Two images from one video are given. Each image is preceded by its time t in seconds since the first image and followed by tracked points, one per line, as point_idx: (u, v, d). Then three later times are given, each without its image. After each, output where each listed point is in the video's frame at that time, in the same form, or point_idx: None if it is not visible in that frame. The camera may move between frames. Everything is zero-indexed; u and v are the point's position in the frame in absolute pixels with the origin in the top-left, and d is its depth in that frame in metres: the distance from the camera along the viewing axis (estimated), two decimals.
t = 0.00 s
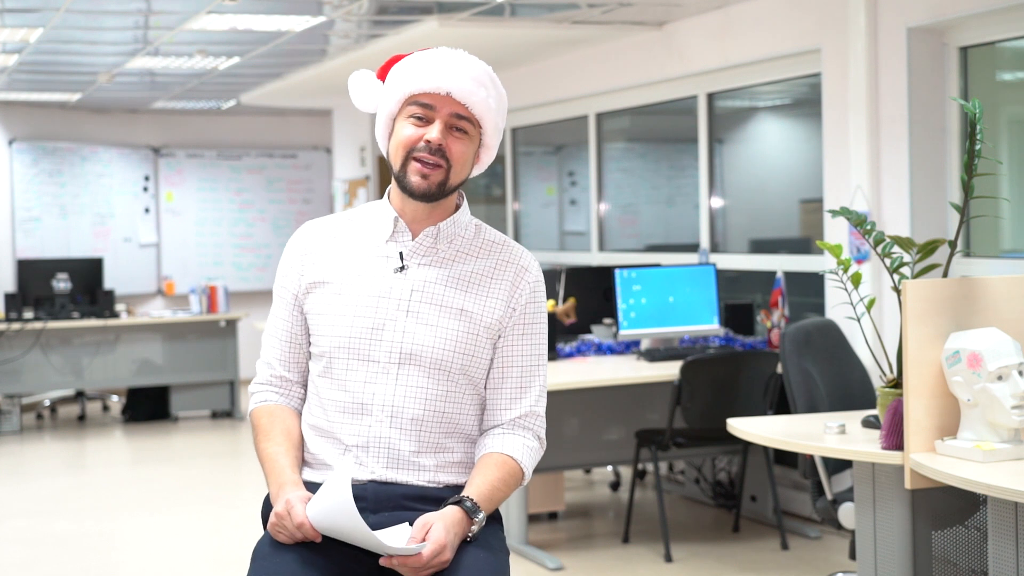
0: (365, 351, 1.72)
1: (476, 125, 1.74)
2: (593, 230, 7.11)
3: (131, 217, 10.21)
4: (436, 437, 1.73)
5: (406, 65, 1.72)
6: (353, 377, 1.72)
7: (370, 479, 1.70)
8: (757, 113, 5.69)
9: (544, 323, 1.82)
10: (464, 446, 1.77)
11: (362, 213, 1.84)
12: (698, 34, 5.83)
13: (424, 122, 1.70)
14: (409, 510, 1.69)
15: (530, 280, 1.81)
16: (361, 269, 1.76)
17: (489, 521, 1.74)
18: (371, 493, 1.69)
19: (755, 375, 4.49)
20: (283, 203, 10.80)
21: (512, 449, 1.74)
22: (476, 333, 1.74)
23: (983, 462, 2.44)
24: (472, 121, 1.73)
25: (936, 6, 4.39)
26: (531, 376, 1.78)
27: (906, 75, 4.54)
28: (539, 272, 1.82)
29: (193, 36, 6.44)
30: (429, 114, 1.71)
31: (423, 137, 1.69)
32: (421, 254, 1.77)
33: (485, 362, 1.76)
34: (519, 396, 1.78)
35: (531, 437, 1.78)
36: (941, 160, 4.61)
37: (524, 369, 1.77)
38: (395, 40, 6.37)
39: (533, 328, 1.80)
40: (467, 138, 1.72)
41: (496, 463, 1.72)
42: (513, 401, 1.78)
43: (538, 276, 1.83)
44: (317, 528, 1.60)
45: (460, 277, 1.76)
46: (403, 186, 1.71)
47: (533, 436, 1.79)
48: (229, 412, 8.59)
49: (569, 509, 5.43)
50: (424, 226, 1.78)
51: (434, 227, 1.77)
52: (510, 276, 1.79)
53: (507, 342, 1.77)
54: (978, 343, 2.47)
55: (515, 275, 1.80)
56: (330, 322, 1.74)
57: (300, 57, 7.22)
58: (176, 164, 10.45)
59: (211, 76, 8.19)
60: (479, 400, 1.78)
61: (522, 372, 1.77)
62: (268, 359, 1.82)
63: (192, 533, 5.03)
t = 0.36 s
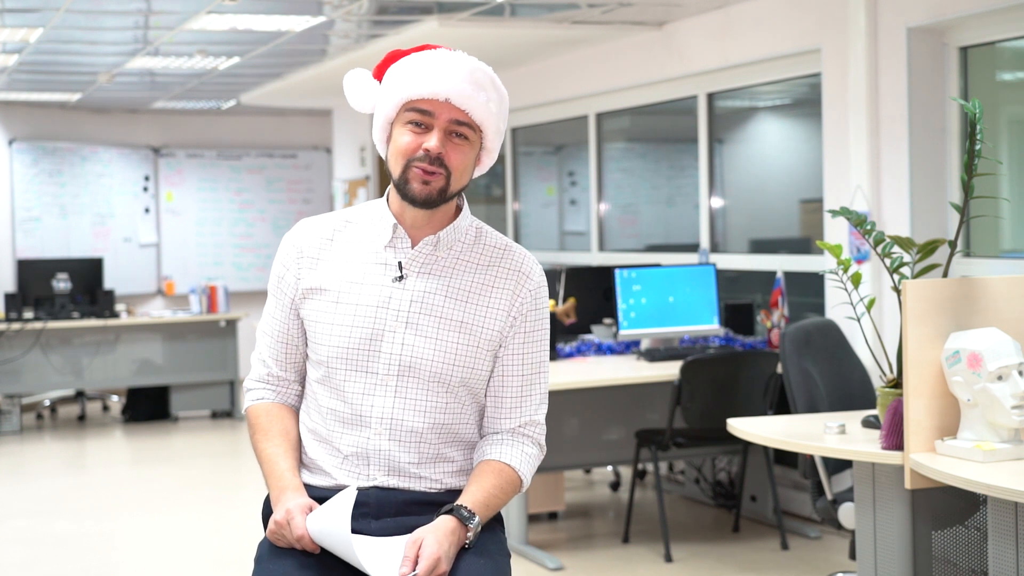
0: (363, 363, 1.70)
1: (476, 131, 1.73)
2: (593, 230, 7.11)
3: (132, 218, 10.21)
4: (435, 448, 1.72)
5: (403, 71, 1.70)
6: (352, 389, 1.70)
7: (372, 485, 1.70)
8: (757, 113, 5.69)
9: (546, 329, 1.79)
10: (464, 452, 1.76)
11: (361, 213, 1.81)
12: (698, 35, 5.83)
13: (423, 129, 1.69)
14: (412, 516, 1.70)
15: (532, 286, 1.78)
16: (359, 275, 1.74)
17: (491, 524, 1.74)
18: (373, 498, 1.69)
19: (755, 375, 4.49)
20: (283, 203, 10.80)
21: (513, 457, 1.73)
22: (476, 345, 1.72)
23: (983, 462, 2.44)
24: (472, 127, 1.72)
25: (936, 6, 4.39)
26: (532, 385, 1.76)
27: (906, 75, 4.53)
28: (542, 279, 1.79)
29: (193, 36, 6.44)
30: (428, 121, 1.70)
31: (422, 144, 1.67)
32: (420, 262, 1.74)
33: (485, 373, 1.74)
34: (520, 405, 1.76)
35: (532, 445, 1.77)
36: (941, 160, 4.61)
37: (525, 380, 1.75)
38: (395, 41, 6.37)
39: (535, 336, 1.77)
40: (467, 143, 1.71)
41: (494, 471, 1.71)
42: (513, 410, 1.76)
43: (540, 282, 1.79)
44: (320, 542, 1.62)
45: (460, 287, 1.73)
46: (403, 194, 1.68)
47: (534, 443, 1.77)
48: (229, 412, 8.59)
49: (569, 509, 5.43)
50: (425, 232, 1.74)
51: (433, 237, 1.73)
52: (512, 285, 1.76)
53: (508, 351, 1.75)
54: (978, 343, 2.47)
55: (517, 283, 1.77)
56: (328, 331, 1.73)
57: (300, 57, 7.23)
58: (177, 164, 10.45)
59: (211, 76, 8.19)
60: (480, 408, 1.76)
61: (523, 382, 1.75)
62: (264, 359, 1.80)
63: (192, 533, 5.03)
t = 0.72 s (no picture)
0: (362, 371, 1.70)
1: (475, 140, 1.72)
2: (593, 230, 7.11)
3: (131, 218, 10.21)
4: (434, 454, 1.72)
5: (397, 82, 1.69)
6: (351, 397, 1.70)
7: (373, 489, 1.71)
8: (757, 113, 5.69)
9: (546, 334, 1.78)
10: (463, 456, 1.77)
11: (359, 216, 1.80)
12: (698, 35, 5.83)
13: (419, 143, 1.68)
14: (413, 519, 1.70)
15: (531, 291, 1.77)
16: (357, 282, 1.74)
17: (492, 525, 1.74)
18: (374, 501, 1.69)
19: (755, 376, 4.49)
20: (283, 203, 10.80)
21: (512, 462, 1.73)
22: (476, 354, 1.71)
23: (983, 462, 2.44)
24: (470, 137, 1.71)
25: (936, 6, 4.39)
26: (532, 390, 1.76)
27: (906, 75, 4.53)
28: (543, 285, 1.78)
29: (193, 36, 6.44)
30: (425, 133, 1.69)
31: (419, 159, 1.67)
32: (420, 270, 1.73)
33: (485, 379, 1.74)
34: (519, 410, 1.76)
35: (532, 449, 1.77)
36: (941, 160, 4.62)
37: (524, 386, 1.75)
38: (395, 40, 6.36)
39: (534, 341, 1.76)
40: (465, 154, 1.71)
41: (493, 476, 1.71)
42: (513, 415, 1.75)
43: (541, 286, 1.78)
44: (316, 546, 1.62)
45: (459, 294, 1.73)
46: (401, 208, 1.68)
47: (534, 447, 1.77)
48: (229, 412, 8.59)
49: (569, 509, 5.43)
50: (425, 241, 1.73)
51: (431, 245, 1.73)
52: (512, 291, 1.75)
53: (508, 358, 1.74)
54: (978, 343, 2.47)
55: (516, 288, 1.76)
56: (327, 339, 1.72)
57: (300, 57, 7.23)
58: (176, 164, 10.45)
59: (211, 76, 8.19)
60: (480, 413, 1.76)
61: (522, 388, 1.75)
62: (261, 360, 1.80)
63: (192, 533, 5.03)
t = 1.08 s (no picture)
0: (362, 373, 1.70)
1: (471, 142, 1.72)
2: (593, 230, 7.11)
3: (132, 218, 10.21)
4: (434, 456, 1.72)
5: (393, 84, 1.69)
6: (350, 399, 1.70)
7: (373, 489, 1.71)
8: (757, 113, 5.69)
9: (546, 335, 1.78)
10: (463, 457, 1.77)
11: (359, 217, 1.80)
12: (698, 34, 5.83)
13: (416, 145, 1.68)
14: (413, 519, 1.70)
15: (532, 293, 1.77)
16: (357, 284, 1.74)
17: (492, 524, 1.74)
18: (374, 501, 1.69)
19: (755, 375, 4.49)
20: (283, 203, 10.81)
21: (512, 463, 1.73)
22: (475, 355, 1.71)
23: (983, 462, 2.44)
24: (467, 139, 1.71)
25: (936, 6, 4.39)
26: (532, 391, 1.76)
27: (906, 75, 4.53)
28: (543, 286, 1.78)
29: (193, 36, 6.44)
30: (421, 135, 1.69)
31: (416, 161, 1.67)
32: (420, 272, 1.73)
33: (485, 381, 1.74)
34: (519, 411, 1.76)
35: (532, 450, 1.77)
36: (941, 160, 4.62)
37: (523, 387, 1.75)
38: (395, 40, 6.36)
39: (534, 342, 1.76)
40: (462, 156, 1.71)
41: (492, 477, 1.71)
42: (513, 416, 1.75)
43: (541, 288, 1.78)
44: (316, 546, 1.62)
45: (459, 296, 1.73)
46: (398, 212, 1.68)
47: (534, 448, 1.77)
48: (229, 412, 8.59)
49: (569, 509, 5.43)
50: (423, 242, 1.73)
51: (431, 247, 1.73)
52: (512, 292, 1.75)
53: (508, 360, 1.75)
54: (978, 343, 2.47)
55: (516, 289, 1.76)
56: (327, 341, 1.72)
57: (300, 57, 7.23)
58: (176, 164, 10.46)
59: (211, 76, 8.19)
60: (479, 414, 1.77)
61: (521, 389, 1.75)
62: (260, 361, 1.80)
63: (192, 533, 5.03)
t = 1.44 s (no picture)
0: (362, 372, 1.70)
1: (471, 137, 1.72)
2: (593, 230, 7.11)
3: (132, 218, 10.21)
4: (434, 455, 1.72)
5: (392, 82, 1.69)
6: (351, 398, 1.70)
7: (374, 489, 1.70)
8: (757, 113, 5.69)
9: (546, 335, 1.78)
10: (463, 456, 1.77)
11: (359, 216, 1.80)
12: (698, 34, 5.83)
13: (416, 140, 1.68)
14: (413, 519, 1.70)
15: (532, 292, 1.76)
16: (358, 282, 1.74)
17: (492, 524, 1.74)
18: (374, 501, 1.69)
19: (755, 376, 4.49)
20: (283, 203, 10.81)
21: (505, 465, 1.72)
22: (475, 354, 1.71)
23: (983, 462, 2.44)
24: (467, 134, 1.71)
25: (936, 6, 4.39)
26: (532, 390, 1.76)
27: (906, 75, 4.54)
28: (543, 285, 1.78)
29: (193, 36, 6.44)
30: (420, 131, 1.69)
31: (416, 157, 1.67)
32: (420, 271, 1.73)
33: (485, 380, 1.74)
34: (519, 410, 1.76)
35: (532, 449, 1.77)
36: (941, 160, 4.62)
37: (523, 386, 1.75)
38: (395, 40, 6.36)
39: (533, 341, 1.76)
40: (463, 151, 1.70)
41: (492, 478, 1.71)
42: (512, 415, 1.75)
43: (541, 287, 1.78)
44: (316, 547, 1.61)
45: (459, 295, 1.73)
46: (399, 208, 1.68)
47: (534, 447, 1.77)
48: (229, 412, 8.58)
49: (569, 509, 5.43)
50: (424, 241, 1.73)
51: (432, 246, 1.73)
52: (513, 291, 1.75)
53: (508, 358, 1.74)
54: (978, 343, 2.47)
55: (517, 288, 1.76)
56: (327, 340, 1.72)
57: (300, 57, 7.23)
58: (177, 164, 10.45)
59: (211, 76, 8.19)
60: (480, 413, 1.76)
61: (522, 388, 1.75)
62: (261, 360, 1.81)
63: (192, 533, 5.03)
